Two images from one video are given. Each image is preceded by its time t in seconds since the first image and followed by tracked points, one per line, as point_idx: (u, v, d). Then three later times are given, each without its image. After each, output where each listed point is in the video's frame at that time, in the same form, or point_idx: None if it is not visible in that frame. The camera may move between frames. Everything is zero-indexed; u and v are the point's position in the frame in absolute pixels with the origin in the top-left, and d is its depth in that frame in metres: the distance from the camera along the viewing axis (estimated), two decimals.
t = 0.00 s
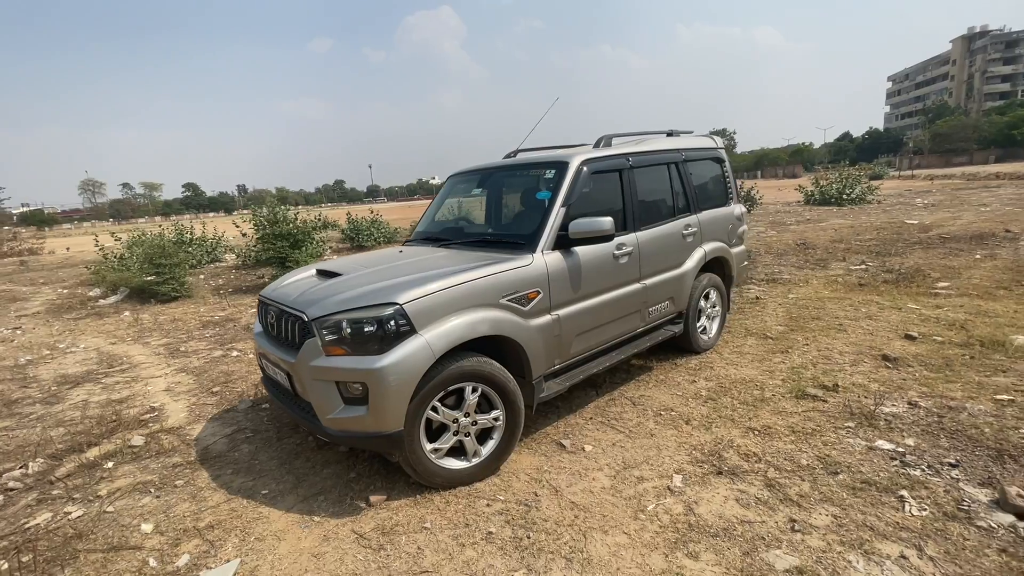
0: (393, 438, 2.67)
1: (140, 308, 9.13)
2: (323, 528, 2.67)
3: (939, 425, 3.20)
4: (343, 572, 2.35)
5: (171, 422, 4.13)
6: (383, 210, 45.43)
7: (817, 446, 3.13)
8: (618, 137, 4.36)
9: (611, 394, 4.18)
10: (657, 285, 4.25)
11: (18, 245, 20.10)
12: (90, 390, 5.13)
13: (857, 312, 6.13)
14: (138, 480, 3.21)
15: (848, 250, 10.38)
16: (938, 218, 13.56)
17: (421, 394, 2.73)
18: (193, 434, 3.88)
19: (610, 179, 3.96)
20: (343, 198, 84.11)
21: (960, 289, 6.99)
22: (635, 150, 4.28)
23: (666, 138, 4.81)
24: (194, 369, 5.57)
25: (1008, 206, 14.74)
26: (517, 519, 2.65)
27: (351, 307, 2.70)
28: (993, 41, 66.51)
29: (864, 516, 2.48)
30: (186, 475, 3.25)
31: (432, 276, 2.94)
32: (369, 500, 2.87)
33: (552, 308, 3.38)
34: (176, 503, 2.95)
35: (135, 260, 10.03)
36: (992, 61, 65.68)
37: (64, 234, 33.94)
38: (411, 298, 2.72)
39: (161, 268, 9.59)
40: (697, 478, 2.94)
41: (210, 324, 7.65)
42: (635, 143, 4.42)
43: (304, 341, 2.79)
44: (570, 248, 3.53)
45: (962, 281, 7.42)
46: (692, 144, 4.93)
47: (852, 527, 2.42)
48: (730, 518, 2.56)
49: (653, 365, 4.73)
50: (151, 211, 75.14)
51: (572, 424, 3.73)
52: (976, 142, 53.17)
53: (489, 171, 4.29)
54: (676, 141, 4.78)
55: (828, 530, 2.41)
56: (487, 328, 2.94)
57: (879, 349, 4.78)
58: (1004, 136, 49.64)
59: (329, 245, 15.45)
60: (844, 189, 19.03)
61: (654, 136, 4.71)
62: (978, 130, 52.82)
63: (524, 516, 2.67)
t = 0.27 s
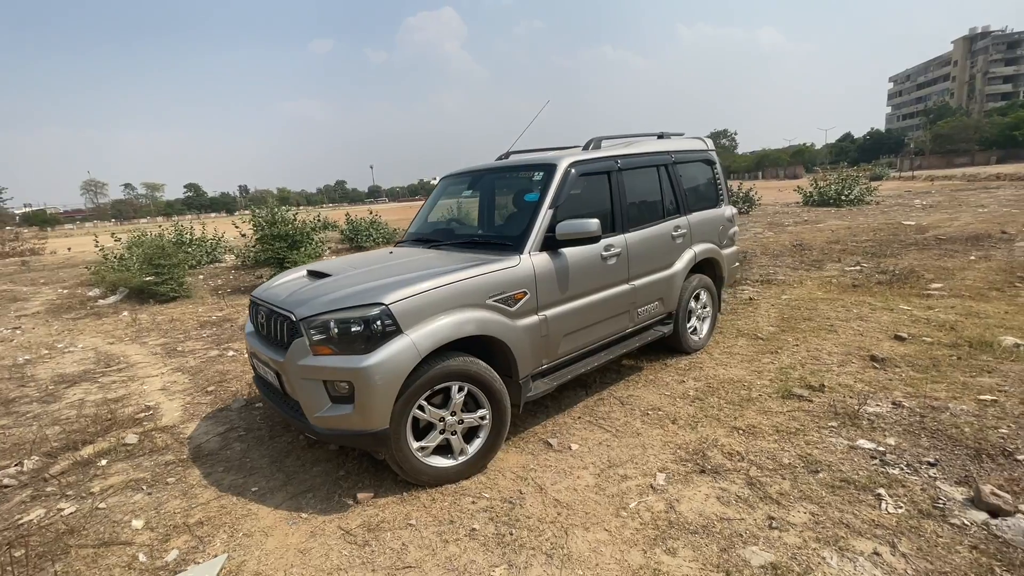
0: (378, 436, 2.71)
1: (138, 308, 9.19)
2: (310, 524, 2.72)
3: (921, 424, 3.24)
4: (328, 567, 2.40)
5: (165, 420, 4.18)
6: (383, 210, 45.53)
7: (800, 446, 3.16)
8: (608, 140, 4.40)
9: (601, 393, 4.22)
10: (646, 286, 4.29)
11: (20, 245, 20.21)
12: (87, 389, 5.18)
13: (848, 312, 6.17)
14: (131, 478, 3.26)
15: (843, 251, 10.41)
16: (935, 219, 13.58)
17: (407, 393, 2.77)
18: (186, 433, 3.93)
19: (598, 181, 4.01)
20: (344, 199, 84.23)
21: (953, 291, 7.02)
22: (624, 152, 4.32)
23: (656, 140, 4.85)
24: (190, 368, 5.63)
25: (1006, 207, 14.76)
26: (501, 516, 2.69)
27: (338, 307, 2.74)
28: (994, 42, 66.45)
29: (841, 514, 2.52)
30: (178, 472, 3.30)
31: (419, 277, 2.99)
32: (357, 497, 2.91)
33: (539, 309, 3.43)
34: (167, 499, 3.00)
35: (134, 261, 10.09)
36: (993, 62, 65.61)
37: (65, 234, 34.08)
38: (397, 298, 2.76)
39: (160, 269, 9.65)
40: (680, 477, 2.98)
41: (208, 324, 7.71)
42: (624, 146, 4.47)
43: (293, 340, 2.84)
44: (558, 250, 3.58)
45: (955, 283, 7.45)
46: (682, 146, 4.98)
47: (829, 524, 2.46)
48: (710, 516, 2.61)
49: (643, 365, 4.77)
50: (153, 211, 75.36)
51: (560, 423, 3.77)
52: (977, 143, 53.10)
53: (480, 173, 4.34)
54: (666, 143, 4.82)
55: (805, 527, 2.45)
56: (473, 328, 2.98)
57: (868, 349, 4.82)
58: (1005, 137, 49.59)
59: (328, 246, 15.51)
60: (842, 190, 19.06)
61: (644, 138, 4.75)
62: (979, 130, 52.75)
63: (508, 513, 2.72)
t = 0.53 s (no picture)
0: (369, 436, 2.73)
1: (136, 309, 9.21)
2: (301, 525, 2.73)
3: (910, 425, 3.27)
4: (318, 566, 2.42)
5: (160, 421, 4.20)
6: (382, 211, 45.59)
7: (789, 446, 3.19)
8: (601, 142, 4.43)
9: (594, 394, 4.24)
10: (639, 288, 4.31)
11: (20, 246, 20.25)
12: (83, 390, 5.20)
13: (842, 314, 6.19)
14: (124, 478, 3.28)
15: (840, 252, 10.44)
16: (932, 221, 13.61)
17: (398, 394, 2.79)
18: (181, 433, 3.95)
19: (591, 183, 4.03)
20: (344, 199, 84.27)
21: (948, 292, 7.04)
22: (617, 154, 4.35)
23: (650, 142, 4.88)
24: (186, 369, 5.65)
25: (1003, 209, 14.78)
26: (491, 516, 2.71)
27: (329, 308, 2.77)
28: (993, 43, 66.57)
29: (827, 514, 2.54)
30: (171, 473, 3.32)
31: (411, 279, 3.01)
32: (348, 497, 2.93)
33: (531, 310, 3.45)
34: (160, 500, 3.02)
35: (132, 262, 10.11)
36: (992, 64, 65.71)
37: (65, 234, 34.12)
38: (388, 300, 2.78)
39: (157, 269, 9.67)
40: (670, 477, 3.00)
41: (205, 325, 7.73)
42: (618, 148, 4.49)
43: (285, 341, 2.86)
44: (550, 251, 3.60)
45: (950, 284, 7.47)
46: (676, 149, 5.00)
47: (815, 525, 2.48)
48: (698, 516, 2.63)
49: (636, 366, 4.79)
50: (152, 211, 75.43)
51: (552, 424, 3.79)
52: (976, 144, 53.16)
53: (474, 175, 4.37)
54: (659, 146, 4.84)
55: (791, 528, 2.47)
56: (464, 329, 3.00)
57: (860, 351, 4.84)
58: (1004, 138, 49.65)
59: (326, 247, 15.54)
60: (840, 192, 19.10)
61: (638, 140, 4.78)
62: (978, 132, 52.81)
63: (498, 514, 2.74)
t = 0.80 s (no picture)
0: (367, 437, 2.72)
1: (134, 309, 9.18)
2: (299, 525, 2.72)
3: (909, 426, 3.26)
4: (315, 568, 2.41)
5: (158, 422, 4.18)
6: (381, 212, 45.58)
7: (788, 447, 3.18)
8: (600, 142, 4.42)
9: (593, 395, 4.23)
10: (638, 288, 4.30)
11: (18, 246, 20.24)
12: (80, 390, 5.18)
13: (841, 314, 6.19)
14: (121, 478, 3.27)
15: (839, 253, 10.44)
16: (931, 221, 13.64)
17: (396, 394, 2.78)
18: (178, 434, 3.93)
19: (590, 183, 4.03)
20: (343, 199, 84.19)
21: (946, 292, 7.04)
22: (616, 154, 4.34)
23: (649, 142, 4.87)
24: (184, 369, 5.63)
25: (1002, 209, 14.78)
26: (489, 517, 2.71)
27: (327, 308, 2.75)
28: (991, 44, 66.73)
29: (826, 515, 2.54)
30: (168, 474, 3.31)
31: (409, 279, 3.00)
32: (346, 498, 2.92)
33: (529, 310, 3.44)
34: (156, 501, 3.00)
35: (129, 262, 10.08)
36: (991, 64, 65.84)
37: (63, 234, 34.08)
38: (386, 299, 2.77)
39: (155, 269, 9.65)
40: (668, 478, 3.00)
41: (203, 325, 7.71)
42: (616, 148, 4.48)
43: (282, 341, 2.85)
44: (549, 252, 3.59)
45: (948, 284, 7.47)
46: (675, 149, 5.00)
47: (814, 525, 2.47)
48: (697, 517, 2.62)
49: (635, 367, 4.79)
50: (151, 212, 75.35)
51: (551, 424, 3.78)
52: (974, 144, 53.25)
53: (473, 175, 4.36)
54: (658, 146, 4.83)
55: (790, 528, 2.47)
56: (462, 329, 2.99)
57: (859, 351, 4.84)
58: (1003, 139, 49.74)
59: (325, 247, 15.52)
60: (839, 192, 19.12)
61: (637, 140, 4.77)
62: (977, 132, 52.89)
63: (496, 514, 2.73)
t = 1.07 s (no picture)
0: (370, 437, 2.68)
1: (131, 308, 9.13)
2: (300, 527, 2.68)
3: (915, 425, 3.24)
4: (318, 570, 2.37)
5: (156, 422, 4.14)
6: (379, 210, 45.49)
7: (794, 446, 3.15)
8: (602, 139, 4.38)
9: (595, 394, 4.20)
10: (641, 286, 4.27)
11: (14, 245, 20.15)
12: (77, 390, 5.13)
13: (843, 312, 6.18)
14: (120, 480, 3.23)
15: (838, 251, 10.44)
16: (930, 220, 13.65)
17: (399, 394, 2.74)
18: (177, 434, 3.89)
19: (593, 180, 3.99)
20: (340, 198, 84.01)
21: (947, 291, 7.03)
22: (618, 152, 4.31)
23: (651, 140, 4.83)
24: (182, 369, 5.58)
25: (1000, 208, 14.80)
26: (493, 518, 2.67)
27: (329, 307, 2.72)
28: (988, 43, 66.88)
29: (835, 515, 2.51)
30: (168, 474, 3.27)
31: (412, 277, 2.96)
32: (348, 499, 2.88)
33: (533, 309, 3.40)
34: (156, 502, 2.96)
35: (126, 260, 10.02)
36: (988, 64, 65.99)
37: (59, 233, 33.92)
38: (389, 298, 2.73)
39: (153, 268, 9.59)
40: (674, 478, 2.97)
41: (201, 324, 7.66)
42: (619, 145, 4.45)
43: (283, 341, 2.81)
44: (552, 250, 3.56)
45: (949, 283, 7.47)
46: (677, 146, 4.96)
47: (823, 526, 2.45)
48: (704, 518, 2.59)
49: (638, 365, 4.76)
50: (147, 210, 75.06)
51: (554, 424, 3.75)
52: (972, 143, 53.36)
53: (474, 172, 4.32)
54: (661, 143, 4.80)
55: (799, 529, 2.44)
56: (465, 328, 2.95)
57: (862, 349, 4.82)
58: (1000, 138, 49.88)
59: (323, 246, 15.46)
60: (838, 190, 19.13)
61: (639, 138, 4.74)
62: (974, 131, 53.01)
63: (501, 515, 2.69)
